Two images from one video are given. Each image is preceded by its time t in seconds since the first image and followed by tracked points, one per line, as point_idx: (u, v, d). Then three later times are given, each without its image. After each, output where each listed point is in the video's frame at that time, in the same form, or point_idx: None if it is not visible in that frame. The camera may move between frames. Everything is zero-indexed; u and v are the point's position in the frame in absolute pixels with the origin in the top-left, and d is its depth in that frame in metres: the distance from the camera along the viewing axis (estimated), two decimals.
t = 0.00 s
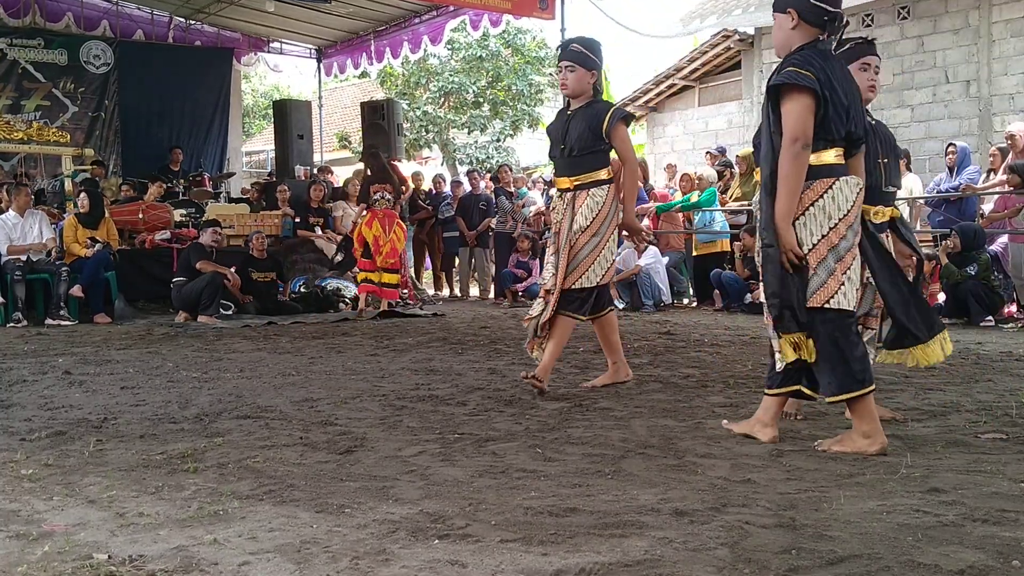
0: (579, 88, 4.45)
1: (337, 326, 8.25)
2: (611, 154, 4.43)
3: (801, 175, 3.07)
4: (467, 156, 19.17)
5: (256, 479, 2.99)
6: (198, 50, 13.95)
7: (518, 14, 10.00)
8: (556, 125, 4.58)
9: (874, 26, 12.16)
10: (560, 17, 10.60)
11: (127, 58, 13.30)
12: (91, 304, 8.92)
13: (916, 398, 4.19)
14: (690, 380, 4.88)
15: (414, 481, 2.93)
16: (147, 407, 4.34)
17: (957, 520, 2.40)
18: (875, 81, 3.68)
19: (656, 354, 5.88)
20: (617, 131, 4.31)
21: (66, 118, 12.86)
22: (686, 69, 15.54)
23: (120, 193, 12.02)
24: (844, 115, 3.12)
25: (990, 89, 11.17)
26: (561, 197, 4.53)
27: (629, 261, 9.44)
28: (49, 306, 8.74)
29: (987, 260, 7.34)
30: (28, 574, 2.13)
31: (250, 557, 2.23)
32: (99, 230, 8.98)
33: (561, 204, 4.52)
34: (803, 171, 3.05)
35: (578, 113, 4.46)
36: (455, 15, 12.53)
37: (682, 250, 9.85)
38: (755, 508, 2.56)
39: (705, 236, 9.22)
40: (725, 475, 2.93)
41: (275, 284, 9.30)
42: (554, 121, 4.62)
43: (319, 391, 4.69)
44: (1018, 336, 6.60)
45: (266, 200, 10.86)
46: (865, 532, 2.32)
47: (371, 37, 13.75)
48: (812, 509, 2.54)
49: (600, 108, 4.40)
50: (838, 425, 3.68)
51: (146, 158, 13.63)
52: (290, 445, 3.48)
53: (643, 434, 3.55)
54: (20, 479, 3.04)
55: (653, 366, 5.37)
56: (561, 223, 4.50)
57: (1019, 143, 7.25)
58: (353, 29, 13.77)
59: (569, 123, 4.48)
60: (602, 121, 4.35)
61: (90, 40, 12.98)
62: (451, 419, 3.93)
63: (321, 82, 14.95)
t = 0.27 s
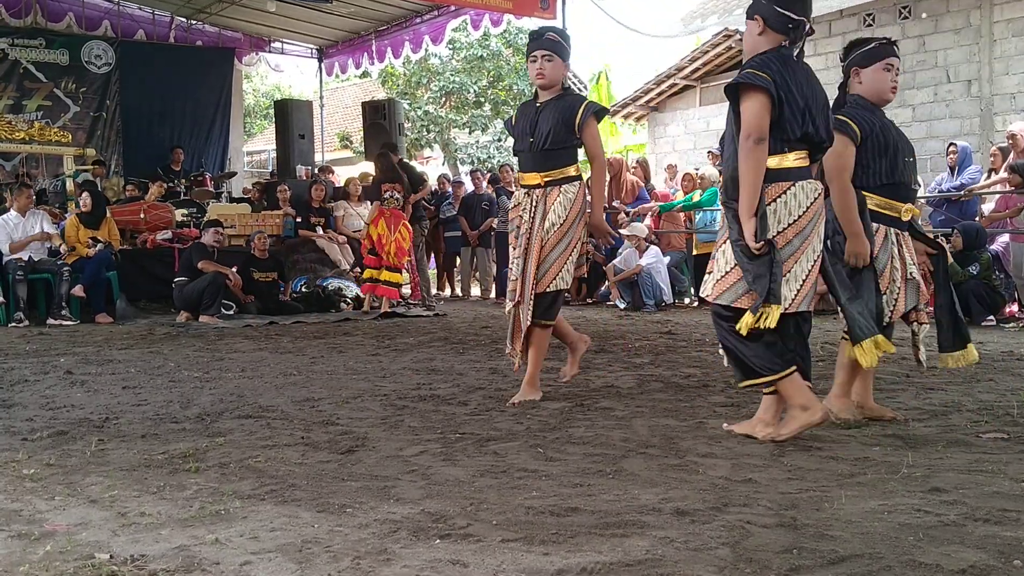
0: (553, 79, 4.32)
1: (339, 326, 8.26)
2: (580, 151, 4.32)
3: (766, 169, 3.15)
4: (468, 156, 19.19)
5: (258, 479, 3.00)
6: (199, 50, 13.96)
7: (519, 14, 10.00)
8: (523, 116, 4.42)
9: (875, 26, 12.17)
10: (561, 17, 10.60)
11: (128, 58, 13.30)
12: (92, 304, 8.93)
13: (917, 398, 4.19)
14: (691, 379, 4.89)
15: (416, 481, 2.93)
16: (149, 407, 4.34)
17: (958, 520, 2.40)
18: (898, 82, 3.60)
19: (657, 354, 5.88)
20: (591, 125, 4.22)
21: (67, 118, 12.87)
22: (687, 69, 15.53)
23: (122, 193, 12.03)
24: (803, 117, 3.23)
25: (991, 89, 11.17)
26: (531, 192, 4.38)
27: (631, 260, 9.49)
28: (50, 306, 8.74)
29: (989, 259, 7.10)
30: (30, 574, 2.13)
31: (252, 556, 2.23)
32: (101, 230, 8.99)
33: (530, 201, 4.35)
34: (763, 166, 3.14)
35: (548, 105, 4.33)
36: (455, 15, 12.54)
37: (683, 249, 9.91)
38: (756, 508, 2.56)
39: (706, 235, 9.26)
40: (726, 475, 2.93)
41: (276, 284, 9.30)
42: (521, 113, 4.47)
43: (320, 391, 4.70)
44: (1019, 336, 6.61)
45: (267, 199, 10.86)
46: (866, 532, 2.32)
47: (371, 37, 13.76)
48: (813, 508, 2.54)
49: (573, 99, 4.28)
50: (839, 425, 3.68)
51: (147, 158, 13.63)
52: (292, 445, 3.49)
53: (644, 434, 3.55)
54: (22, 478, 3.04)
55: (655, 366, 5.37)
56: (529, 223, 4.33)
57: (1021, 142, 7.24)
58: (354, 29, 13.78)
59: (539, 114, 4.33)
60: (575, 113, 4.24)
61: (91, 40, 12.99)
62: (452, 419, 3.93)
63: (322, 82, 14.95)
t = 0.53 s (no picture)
0: (533, 70, 4.20)
1: (339, 325, 8.26)
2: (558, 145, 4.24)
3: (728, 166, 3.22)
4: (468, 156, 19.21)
5: (258, 478, 3.00)
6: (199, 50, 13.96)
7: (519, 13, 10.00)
8: (497, 108, 4.27)
9: (875, 25, 12.17)
10: (561, 16, 10.60)
11: (128, 58, 13.30)
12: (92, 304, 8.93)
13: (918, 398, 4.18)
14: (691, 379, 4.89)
15: (416, 481, 2.93)
16: (149, 406, 4.34)
17: (958, 520, 2.40)
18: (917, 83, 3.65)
19: (657, 353, 5.89)
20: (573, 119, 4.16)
21: (67, 118, 12.88)
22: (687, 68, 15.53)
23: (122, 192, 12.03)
24: (761, 116, 3.30)
25: (991, 88, 11.18)
26: (514, 186, 4.23)
27: (632, 260, 9.52)
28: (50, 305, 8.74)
29: (990, 259, 7.12)
30: (30, 574, 2.13)
31: (252, 556, 2.23)
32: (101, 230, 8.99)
33: (512, 195, 4.21)
34: (731, 166, 3.21)
35: (526, 96, 4.20)
36: (456, 14, 12.54)
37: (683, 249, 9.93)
38: (756, 508, 2.56)
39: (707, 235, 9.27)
40: (726, 474, 2.93)
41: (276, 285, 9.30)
42: (493, 105, 4.31)
43: (320, 391, 4.70)
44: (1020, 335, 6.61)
45: (267, 199, 10.86)
46: (867, 531, 2.32)
47: (372, 36, 13.75)
48: (813, 508, 2.54)
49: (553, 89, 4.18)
50: (840, 424, 3.68)
51: (147, 158, 13.63)
52: (293, 444, 3.48)
53: (645, 433, 3.55)
54: (22, 478, 3.04)
55: (655, 365, 5.37)
56: (517, 219, 4.21)
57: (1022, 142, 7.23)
58: (355, 29, 13.78)
59: (518, 105, 4.20)
60: (558, 104, 4.15)
61: (92, 40, 12.99)
62: (453, 419, 3.93)
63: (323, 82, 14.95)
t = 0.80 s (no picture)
0: (504, 62, 3.91)
1: (339, 325, 8.26)
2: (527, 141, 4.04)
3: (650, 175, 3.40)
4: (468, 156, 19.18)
5: (258, 478, 3.00)
6: (199, 50, 13.96)
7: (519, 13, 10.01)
8: (462, 104, 3.97)
9: (875, 25, 12.17)
10: (562, 16, 10.60)
11: (128, 58, 13.30)
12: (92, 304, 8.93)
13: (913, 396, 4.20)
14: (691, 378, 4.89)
15: (416, 480, 2.93)
16: (149, 406, 4.35)
17: (958, 519, 2.40)
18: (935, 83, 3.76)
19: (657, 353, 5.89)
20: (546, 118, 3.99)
21: (67, 118, 12.88)
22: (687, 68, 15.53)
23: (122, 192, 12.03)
24: (697, 124, 3.40)
25: (991, 88, 11.18)
26: (487, 186, 3.94)
27: (632, 259, 9.54)
28: (50, 305, 8.74)
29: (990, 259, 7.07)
30: (30, 574, 2.13)
31: (252, 556, 2.23)
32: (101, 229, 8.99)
33: (486, 195, 3.92)
34: (652, 175, 3.38)
35: (497, 92, 3.93)
36: (456, 14, 12.55)
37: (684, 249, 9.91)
38: (756, 507, 2.56)
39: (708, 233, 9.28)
40: (727, 473, 2.93)
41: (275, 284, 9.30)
42: (458, 101, 3.98)
43: (320, 390, 4.71)
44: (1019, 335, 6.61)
45: (268, 198, 10.86)
46: (867, 530, 2.32)
47: (372, 36, 13.75)
48: (814, 507, 2.54)
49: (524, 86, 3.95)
50: (840, 423, 3.68)
51: (147, 158, 13.63)
52: (293, 444, 3.48)
53: (644, 433, 3.55)
54: (22, 477, 3.04)
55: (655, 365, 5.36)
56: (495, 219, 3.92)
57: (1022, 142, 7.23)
58: (355, 29, 13.78)
59: (491, 102, 3.92)
60: (532, 101, 3.93)
61: (92, 40, 12.99)
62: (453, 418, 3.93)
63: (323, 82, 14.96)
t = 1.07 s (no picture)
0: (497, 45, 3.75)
1: (339, 324, 8.26)
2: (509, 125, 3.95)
3: (611, 182, 3.76)
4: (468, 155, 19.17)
5: (259, 477, 3.00)
6: (199, 50, 13.95)
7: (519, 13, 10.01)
8: (454, 88, 3.74)
9: (875, 25, 12.18)
10: (561, 15, 10.59)
11: (128, 57, 13.29)
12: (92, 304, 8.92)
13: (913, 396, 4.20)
14: (691, 378, 4.89)
15: (416, 479, 2.93)
16: (149, 406, 4.35)
17: (958, 518, 2.40)
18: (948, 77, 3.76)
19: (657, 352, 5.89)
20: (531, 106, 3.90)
21: (67, 117, 12.88)
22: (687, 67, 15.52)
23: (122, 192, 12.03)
24: (659, 128, 3.49)
25: (991, 88, 11.18)
26: (484, 175, 3.78)
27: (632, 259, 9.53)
28: (50, 305, 8.73)
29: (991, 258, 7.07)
30: (30, 574, 2.13)
31: (252, 555, 2.23)
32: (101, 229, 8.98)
33: (485, 183, 3.76)
34: (608, 182, 3.75)
35: (493, 76, 3.77)
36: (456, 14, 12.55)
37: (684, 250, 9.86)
38: (756, 506, 2.56)
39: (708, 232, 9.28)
40: (726, 473, 2.93)
41: (275, 284, 9.30)
42: (446, 82, 3.74)
43: (321, 390, 4.71)
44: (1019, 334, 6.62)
45: (268, 198, 10.86)
46: (867, 530, 2.32)
47: (371, 36, 13.74)
48: (814, 507, 2.54)
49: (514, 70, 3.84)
50: (840, 423, 3.68)
51: (147, 158, 13.62)
52: (293, 444, 3.48)
53: (645, 432, 3.55)
54: (23, 477, 3.04)
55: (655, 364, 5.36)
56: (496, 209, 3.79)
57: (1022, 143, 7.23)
58: (355, 28, 13.77)
59: (489, 83, 3.74)
60: (525, 86, 3.83)
61: (91, 39, 12.98)
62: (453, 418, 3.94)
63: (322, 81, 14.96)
